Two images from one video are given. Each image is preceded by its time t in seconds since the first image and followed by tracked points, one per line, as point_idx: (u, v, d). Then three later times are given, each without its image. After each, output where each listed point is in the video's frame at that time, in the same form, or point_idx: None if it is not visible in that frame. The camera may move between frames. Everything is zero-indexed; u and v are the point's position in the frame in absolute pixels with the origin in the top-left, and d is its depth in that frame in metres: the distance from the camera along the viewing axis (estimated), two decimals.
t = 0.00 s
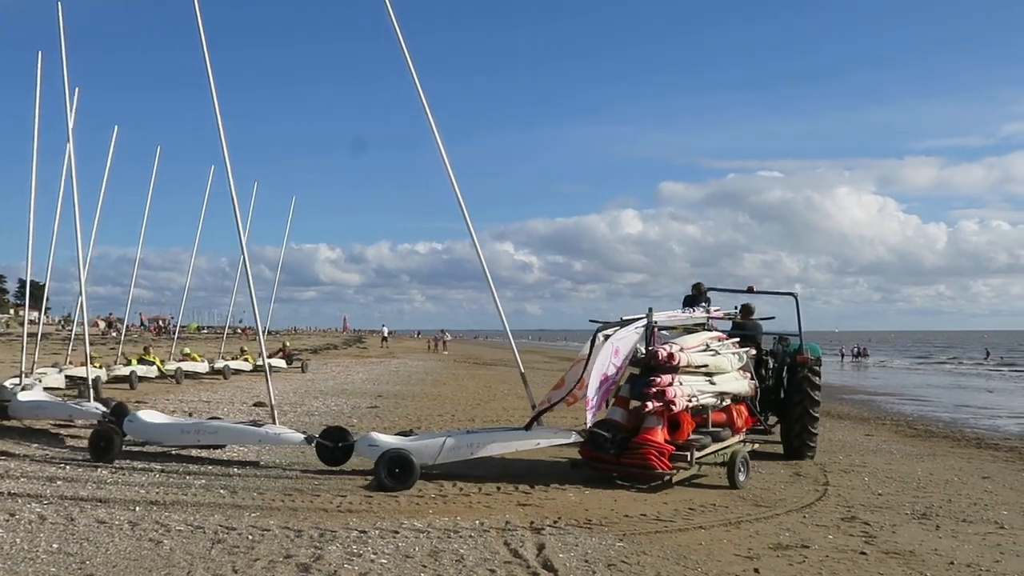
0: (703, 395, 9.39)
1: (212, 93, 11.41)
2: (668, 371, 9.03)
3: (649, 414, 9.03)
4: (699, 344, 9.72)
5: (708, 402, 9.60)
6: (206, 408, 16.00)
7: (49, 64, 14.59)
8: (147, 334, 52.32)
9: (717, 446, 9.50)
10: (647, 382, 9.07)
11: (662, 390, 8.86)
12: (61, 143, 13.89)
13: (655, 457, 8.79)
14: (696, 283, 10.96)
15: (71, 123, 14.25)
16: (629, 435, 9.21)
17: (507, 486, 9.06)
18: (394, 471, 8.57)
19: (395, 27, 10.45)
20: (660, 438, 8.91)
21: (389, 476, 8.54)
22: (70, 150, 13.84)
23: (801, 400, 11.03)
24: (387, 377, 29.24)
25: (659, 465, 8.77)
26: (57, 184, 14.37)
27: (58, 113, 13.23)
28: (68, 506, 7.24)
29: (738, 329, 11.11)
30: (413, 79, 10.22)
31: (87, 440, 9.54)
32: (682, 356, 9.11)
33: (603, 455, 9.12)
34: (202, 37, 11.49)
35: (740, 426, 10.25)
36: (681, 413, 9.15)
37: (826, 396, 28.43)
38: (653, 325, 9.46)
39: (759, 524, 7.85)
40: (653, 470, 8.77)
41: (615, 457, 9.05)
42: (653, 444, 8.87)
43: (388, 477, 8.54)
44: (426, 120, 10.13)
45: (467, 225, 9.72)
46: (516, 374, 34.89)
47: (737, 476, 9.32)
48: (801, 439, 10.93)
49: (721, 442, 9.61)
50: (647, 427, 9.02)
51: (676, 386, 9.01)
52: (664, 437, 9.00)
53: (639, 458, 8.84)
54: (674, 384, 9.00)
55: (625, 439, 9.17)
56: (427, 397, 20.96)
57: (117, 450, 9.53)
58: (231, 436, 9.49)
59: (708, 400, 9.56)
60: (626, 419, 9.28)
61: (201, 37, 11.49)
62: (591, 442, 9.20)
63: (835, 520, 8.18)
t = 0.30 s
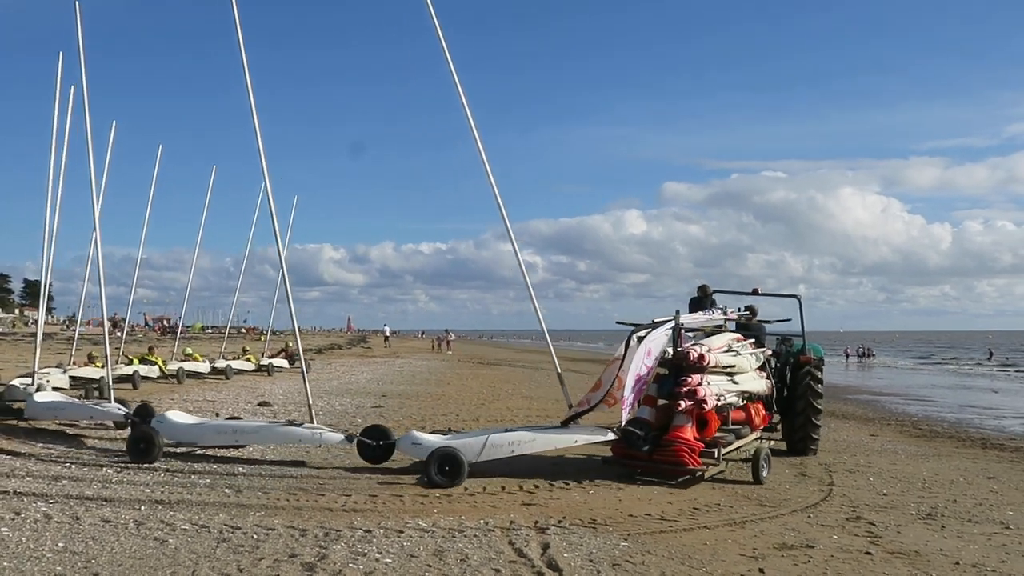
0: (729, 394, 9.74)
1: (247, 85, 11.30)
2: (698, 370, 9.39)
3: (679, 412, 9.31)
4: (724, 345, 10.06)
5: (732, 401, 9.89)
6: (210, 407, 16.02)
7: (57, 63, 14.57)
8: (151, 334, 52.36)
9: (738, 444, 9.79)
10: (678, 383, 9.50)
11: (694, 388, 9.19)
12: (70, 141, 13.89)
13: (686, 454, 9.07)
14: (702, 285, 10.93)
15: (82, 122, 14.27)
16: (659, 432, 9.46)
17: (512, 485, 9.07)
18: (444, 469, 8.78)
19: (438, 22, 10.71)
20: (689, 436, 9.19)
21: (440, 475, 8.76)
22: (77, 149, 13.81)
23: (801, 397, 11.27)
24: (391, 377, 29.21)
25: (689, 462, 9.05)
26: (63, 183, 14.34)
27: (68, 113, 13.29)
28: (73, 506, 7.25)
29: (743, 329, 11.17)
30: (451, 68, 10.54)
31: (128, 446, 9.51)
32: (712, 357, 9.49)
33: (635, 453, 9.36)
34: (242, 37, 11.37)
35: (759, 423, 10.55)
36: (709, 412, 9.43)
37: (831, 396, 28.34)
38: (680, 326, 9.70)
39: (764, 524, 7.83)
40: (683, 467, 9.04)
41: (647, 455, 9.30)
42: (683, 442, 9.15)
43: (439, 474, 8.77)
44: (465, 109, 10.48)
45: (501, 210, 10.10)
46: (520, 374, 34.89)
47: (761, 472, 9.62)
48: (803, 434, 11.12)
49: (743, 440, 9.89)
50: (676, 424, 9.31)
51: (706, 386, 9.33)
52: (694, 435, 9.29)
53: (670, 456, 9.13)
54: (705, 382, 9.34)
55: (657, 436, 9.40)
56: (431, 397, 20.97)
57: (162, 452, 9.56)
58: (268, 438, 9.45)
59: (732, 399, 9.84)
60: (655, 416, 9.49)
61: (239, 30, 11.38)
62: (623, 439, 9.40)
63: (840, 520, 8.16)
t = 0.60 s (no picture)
0: (756, 390, 10.11)
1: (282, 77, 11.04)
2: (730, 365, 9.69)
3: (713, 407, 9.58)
4: (753, 342, 10.44)
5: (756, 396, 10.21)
6: (221, 404, 16.09)
7: (70, 60, 14.58)
8: (162, 330, 52.58)
9: (765, 437, 10.07)
10: (713, 379, 9.80)
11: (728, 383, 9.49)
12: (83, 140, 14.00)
13: (720, 447, 9.30)
14: (714, 281, 10.89)
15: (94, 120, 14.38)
16: (694, 424, 9.81)
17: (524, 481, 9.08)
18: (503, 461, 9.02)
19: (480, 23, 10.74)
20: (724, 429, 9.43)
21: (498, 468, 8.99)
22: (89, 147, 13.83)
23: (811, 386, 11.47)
24: (401, 373, 29.26)
25: (723, 455, 9.28)
26: (74, 181, 14.35)
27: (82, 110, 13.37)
28: (86, 502, 7.30)
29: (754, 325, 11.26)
30: (494, 69, 10.64)
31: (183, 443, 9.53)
32: (745, 354, 9.84)
33: (673, 446, 9.64)
34: (277, 37, 11.25)
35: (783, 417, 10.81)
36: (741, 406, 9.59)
37: (842, 391, 28.21)
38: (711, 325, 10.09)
39: (775, 521, 7.80)
40: (718, 459, 9.28)
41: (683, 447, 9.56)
42: (716, 435, 9.39)
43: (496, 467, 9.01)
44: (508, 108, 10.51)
45: (545, 210, 10.17)
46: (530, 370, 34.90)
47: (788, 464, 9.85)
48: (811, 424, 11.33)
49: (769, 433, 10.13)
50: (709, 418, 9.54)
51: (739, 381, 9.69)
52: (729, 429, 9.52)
53: (704, 449, 9.38)
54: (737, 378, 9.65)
55: (693, 431, 9.70)
56: (442, 392, 21.00)
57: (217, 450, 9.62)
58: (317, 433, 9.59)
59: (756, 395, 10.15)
60: (690, 409, 9.84)
61: (274, 27, 11.25)
62: (662, 433, 9.71)
63: (851, 516, 8.12)
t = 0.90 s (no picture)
0: (780, 390, 10.45)
1: (316, 72, 11.02)
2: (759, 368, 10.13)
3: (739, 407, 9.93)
4: (775, 344, 10.77)
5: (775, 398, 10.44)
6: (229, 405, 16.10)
7: (81, 64, 14.58)
8: (172, 331, 52.73)
9: (784, 436, 10.41)
10: (740, 381, 10.16)
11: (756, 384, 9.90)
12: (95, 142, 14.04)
13: (748, 447, 9.73)
14: (722, 285, 10.83)
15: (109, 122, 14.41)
16: (721, 424, 10.17)
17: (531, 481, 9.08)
18: (555, 461, 9.19)
19: (520, 21, 10.28)
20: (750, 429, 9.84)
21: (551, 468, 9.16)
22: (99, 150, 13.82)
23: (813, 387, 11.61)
24: (410, 374, 29.25)
25: (750, 455, 9.74)
26: (86, 184, 14.36)
27: (94, 112, 13.43)
28: (95, 503, 7.32)
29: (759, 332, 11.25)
30: (534, 68, 10.20)
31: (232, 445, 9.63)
32: (768, 356, 10.23)
33: (701, 446, 10.04)
34: (309, 31, 11.20)
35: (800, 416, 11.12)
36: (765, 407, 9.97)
37: (851, 393, 28.07)
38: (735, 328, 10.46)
39: (784, 523, 7.77)
40: (745, 459, 9.74)
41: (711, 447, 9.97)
42: (742, 435, 9.79)
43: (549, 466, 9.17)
44: (546, 109, 10.19)
45: (585, 214, 10.09)
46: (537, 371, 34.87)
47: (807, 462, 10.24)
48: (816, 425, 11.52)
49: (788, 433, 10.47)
50: (733, 418, 9.94)
51: (764, 382, 10.09)
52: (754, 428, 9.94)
53: (731, 449, 9.80)
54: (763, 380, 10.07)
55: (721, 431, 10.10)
56: (448, 394, 20.99)
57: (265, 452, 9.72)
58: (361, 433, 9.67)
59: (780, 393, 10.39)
60: (717, 409, 10.20)
61: (304, 19, 11.24)
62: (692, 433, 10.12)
63: (860, 519, 8.09)
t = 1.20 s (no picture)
0: (793, 393, 10.88)
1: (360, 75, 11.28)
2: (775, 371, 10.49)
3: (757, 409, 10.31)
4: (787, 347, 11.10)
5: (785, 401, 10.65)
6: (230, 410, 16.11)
7: (91, 70, 14.68)
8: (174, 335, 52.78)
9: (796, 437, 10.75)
10: (758, 384, 10.48)
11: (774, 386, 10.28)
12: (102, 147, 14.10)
13: (767, 447, 10.13)
14: (727, 291, 10.85)
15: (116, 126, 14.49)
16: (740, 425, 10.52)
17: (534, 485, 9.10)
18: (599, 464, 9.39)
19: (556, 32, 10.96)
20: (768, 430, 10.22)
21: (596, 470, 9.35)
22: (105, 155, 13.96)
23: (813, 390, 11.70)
24: (412, 378, 29.24)
25: (769, 454, 10.14)
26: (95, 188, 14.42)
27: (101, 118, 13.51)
28: (98, 507, 7.33)
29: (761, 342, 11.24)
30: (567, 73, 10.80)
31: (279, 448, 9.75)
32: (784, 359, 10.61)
33: (722, 446, 10.36)
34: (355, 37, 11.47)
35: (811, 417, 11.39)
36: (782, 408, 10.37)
37: (855, 397, 27.99)
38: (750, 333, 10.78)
39: (787, 527, 7.76)
40: (765, 459, 10.13)
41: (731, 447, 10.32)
42: (760, 436, 10.17)
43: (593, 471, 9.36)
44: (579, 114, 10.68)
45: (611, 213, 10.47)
46: (540, 375, 34.81)
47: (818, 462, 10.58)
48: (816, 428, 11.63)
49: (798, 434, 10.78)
50: (751, 419, 10.31)
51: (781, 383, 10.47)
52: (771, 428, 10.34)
53: (750, 449, 10.21)
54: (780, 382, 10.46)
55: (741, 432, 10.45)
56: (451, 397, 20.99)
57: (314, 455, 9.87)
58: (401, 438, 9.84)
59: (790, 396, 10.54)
60: (736, 411, 10.52)
61: (348, 21, 11.47)
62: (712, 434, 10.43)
63: (863, 522, 8.07)
